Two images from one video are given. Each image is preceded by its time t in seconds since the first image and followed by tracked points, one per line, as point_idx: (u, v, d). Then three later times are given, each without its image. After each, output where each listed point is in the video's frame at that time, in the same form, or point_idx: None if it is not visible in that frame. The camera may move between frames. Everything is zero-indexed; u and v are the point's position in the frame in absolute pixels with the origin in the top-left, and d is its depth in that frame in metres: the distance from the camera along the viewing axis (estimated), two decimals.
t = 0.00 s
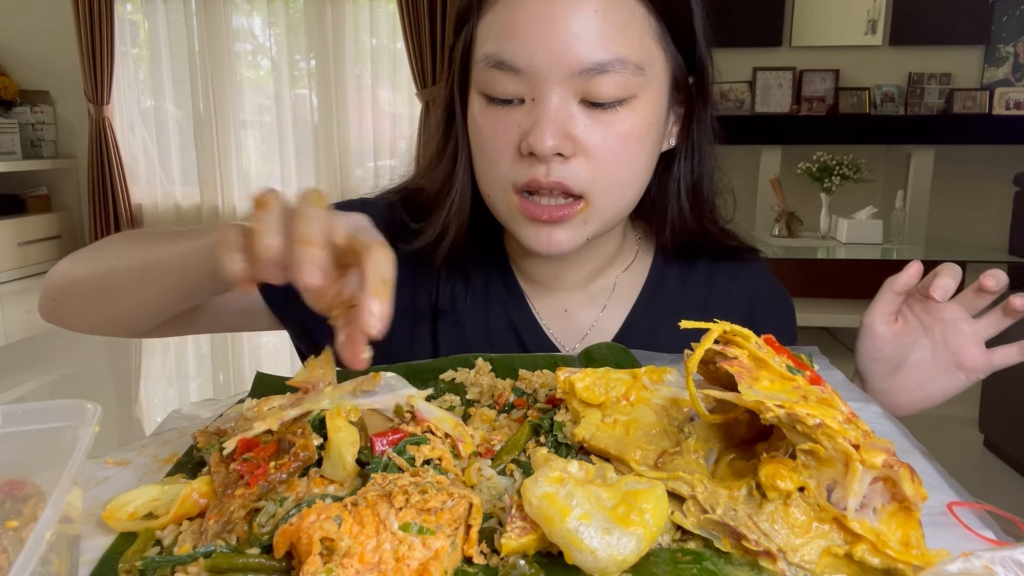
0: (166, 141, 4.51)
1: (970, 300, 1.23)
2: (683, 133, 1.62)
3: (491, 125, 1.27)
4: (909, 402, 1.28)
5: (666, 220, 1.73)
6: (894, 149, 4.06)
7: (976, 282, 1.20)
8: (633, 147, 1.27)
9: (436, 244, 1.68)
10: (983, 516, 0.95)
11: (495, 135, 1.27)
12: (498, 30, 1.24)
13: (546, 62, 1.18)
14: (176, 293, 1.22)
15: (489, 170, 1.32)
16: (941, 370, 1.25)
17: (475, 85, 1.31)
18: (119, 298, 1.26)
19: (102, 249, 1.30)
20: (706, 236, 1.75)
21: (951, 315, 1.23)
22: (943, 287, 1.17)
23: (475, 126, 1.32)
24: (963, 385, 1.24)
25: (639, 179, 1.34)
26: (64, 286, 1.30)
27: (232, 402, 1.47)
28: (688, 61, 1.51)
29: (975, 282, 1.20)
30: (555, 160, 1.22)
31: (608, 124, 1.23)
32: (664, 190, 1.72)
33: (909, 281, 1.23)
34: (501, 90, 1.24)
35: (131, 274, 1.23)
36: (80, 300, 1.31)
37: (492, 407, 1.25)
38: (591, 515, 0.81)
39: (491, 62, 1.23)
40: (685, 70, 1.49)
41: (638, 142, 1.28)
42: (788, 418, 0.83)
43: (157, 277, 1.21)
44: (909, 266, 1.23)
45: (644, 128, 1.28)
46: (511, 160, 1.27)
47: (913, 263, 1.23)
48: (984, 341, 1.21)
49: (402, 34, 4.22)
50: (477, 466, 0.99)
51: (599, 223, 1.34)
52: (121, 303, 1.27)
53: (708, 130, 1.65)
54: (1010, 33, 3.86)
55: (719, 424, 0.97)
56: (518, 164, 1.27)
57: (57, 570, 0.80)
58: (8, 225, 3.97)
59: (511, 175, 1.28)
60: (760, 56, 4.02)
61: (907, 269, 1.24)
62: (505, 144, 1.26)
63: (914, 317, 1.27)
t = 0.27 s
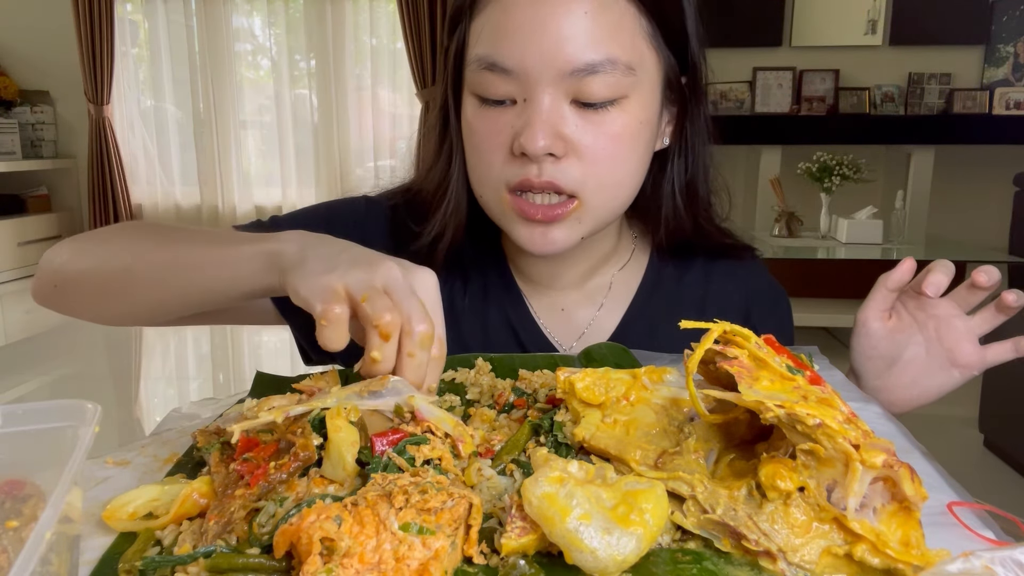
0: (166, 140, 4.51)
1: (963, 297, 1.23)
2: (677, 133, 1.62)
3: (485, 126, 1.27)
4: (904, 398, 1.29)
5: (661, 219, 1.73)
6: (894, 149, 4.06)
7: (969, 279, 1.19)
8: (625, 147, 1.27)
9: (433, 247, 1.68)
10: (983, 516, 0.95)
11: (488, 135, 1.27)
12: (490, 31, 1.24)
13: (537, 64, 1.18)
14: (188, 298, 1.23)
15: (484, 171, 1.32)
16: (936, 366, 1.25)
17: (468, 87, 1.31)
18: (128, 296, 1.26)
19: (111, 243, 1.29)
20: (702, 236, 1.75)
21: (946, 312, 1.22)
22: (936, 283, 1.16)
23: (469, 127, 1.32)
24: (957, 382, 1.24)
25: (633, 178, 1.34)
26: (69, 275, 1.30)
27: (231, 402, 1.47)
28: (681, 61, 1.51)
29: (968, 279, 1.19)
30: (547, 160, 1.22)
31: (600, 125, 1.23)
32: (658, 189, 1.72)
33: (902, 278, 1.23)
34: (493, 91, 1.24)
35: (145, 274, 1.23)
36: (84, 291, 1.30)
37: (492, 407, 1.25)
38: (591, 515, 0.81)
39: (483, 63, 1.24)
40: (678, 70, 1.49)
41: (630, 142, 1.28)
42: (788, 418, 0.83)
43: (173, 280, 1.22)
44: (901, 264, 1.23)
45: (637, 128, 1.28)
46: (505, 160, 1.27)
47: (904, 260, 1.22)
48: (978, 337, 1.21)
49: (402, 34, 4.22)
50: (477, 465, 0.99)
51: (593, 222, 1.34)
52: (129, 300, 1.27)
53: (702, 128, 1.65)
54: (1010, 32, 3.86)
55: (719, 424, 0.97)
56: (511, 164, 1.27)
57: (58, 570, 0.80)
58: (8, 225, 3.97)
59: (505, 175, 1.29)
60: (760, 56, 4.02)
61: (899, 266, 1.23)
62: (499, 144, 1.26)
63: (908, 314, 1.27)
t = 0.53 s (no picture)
0: (166, 140, 4.51)
1: (964, 303, 1.22)
2: (676, 131, 1.62)
3: (483, 126, 1.27)
4: (903, 403, 1.28)
5: (662, 219, 1.73)
6: (894, 149, 4.06)
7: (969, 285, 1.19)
8: (623, 145, 1.27)
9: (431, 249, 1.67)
10: (982, 516, 0.95)
11: (486, 135, 1.27)
12: (488, 31, 1.24)
13: (535, 63, 1.18)
14: (192, 300, 1.25)
15: (482, 171, 1.32)
16: (935, 373, 1.25)
17: (466, 87, 1.31)
18: (130, 296, 1.27)
19: (110, 247, 1.30)
20: (702, 234, 1.77)
21: (946, 318, 1.22)
22: (935, 290, 1.17)
23: (467, 126, 1.32)
24: (956, 389, 1.24)
25: (631, 177, 1.34)
26: (67, 280, 1.30)
27: (231, 403, 1.47)
28: (678, 59, 1.51)
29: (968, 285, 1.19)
30: (545, 159, 1.22)
31: (598, 123, 1.23)
32: (659, 189, 1.72)
33: (902, 283, 1.22)
34: (491, 91, 1.24)
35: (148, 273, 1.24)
36: (85, 294, 1.30)
37: (491, 407, 1.25)
38: (591, 515, 0.81)
39: (481, 63, 1.24)
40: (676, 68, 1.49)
41: (628, 140, 1.28)
42: (788, 418, 0.83)
43: (176, 280, 1.23)
44: (902, 269, 1.22)
45: (634, 126, 1.28)
46: (503, 160, 1.27)
47: (906, 265, 1.22)
48: (978, 344, 1.21)
49: (402, 34, 4.22)
50: (477, 466, 0.99)
51: (591, 221, 1.34)
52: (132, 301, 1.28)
53: (701, 126, 1.65)
54: (1010, 33, 3.86)
55: (719, 424, 0.97)
56: (509, 164, 1.26)
57: (57, 570, 0.80)
58: (8, 225, 3.97)
59: (503, 174, 1.28)
60: (760, 56, 4.02)
61: (900, 271, 1.23)
62: (497, 144, 1.26)
63: (908, 319, 1.27)
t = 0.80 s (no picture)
0: (166, 140, 4.51)
1: (961, 301, 1.22)
2: (672, 130, 1.62)
3: (477, 126, 1.27)
4: (901, 402, 1.29)
5: (660, 217, 1.73)
6: (894, 149, 4.06)
7: (966, 283, 1.18)
8: (619, 144, 1.27)
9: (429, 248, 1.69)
10: (982, 516, 0.95)
11: (480, 135, 1.27)
12: (481, 32, 1.24)
13: (528, 62, 1.18)
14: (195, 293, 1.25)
15: (477, 171, 1.32)
16: (933, 371, 1.25)
17: (461, 88, 1.31)
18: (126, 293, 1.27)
19: (105, 245, 1.29)
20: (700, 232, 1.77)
21: (943, 317, 1.22)
22: (932, 288, 1.17)
23: (462, 126, 1.32)
24: (953, 388, 1.24)
25: (627, 176, 1.34)
26: (63, 282, 1.30)
27: (231, 403, 1.47)
28: (672, 58, 1.51)
29: (965, 284, 1.18)
30: (539, 159, 1.22)
31: (592, 123, 1.23)
32: (656, 188, 1.71)
33: (899, 281, 1.22)
34: (485, 92, 1.24)
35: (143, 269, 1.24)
36: (82, 295, 1.31)
37: (492, 407, 1.25)
38: (591, 515, 0.81)
39: (475, 64, 1.24)
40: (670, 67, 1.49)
41: (623, 139, 1.28)
42: (788, 418, 0.83)
43: (178, 274, 1.22)
44: (899, 267, 1.22)
45: (629, 125, 1.28)
46: (497, 161, 1.27)
47: (903, 264, 1.22)
48: (975, 342, 1.21)
49: (402, 34, 4.22)
50: (477, 466, 0.99)
51: (588, 220, 1.34)
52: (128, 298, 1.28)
53: (697, 124, 1.65)
54: (1010, 33, 3.86)
55: (718, 424, 0.97)
56: (504, 164, 1.26)
57: (57, 570, 0.80)
58: (8, 225, 3.97)
59: (499, 175, 1.28)
60: (760, 56, 4.02)
61: (898, 270, 1.22)
62: (491, 145, 1.26)
63: (905, 318, 1.27)
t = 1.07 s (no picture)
0: (166, 140, 4.51)
1: (959, 298, 1.23)
2: (669, 130, 1.62)
3: (474, 126, 1.27)
4: (899, 400, 1.28)
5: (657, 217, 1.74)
6: (894, 149, 4.06)
7: (965, 281, 1.19)
8: (617, 144, 1.27)
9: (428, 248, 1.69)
10: (983, 516, 0.95)
11: (478, 135, 1.27)
12: (477, 33, 1.24)
13: (524, 63, 1.18)
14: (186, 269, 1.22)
15: (475, 171, 1.32)
16: (931, 368, 1.25)
17: (458, 88, 1.31)
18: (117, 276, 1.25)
19: (92, 230, 1.27)
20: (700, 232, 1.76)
21: (941, 314, 1.23)
22: (931, 286, 1.17)
23: (459, 127, 1.32)
24: (953, 386, 1.23)
25: (624, 176, 1.34)
26: (55, 270, 1.29)
27: (231, 402, 1.47)
28: (670, 59, 1.52)
29: (964, 281, 1.19)
30: (536, 159, 1.22)
31: (589, 123, 1.23)
32: (653, 187, 1.72)
33: (898, 280, 1.22)
34: (481, 92, 1.24)
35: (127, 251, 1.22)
36: (72, 282, 1.29)
37: (491, 407, 1.25)
38: (591, 515, 0.81)
39: (472, 64, 1.24)
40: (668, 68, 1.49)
41: (620, 139, 1.28)
42: (788, 418, 0.83)
43: (165, 253, 1.20)
44: (899, 266, 1.22)
45: (627, 126, 1.28)
46: (494, 161, 1.27)
47: (902, 262, 1.22)
48: (974, 339, 1.21)
49: (402, 34, 4.22)
50: (477, 466, 0.99)
51: (584, 220, 1.34)
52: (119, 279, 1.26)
53: (694, 123, 1.65)
54: (1010, 33, 3.86)
55: (719, 424, 0.97)
56: (501, 164, 1.27)
57: (57, 570, 0.80)
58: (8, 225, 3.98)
59: (495, 175, 1.28)
60: (760, 56, 4.01)
61: (897, 269, 1.22)
62: (488, 145, 1.26)
63: (903, 315, 1.27)
